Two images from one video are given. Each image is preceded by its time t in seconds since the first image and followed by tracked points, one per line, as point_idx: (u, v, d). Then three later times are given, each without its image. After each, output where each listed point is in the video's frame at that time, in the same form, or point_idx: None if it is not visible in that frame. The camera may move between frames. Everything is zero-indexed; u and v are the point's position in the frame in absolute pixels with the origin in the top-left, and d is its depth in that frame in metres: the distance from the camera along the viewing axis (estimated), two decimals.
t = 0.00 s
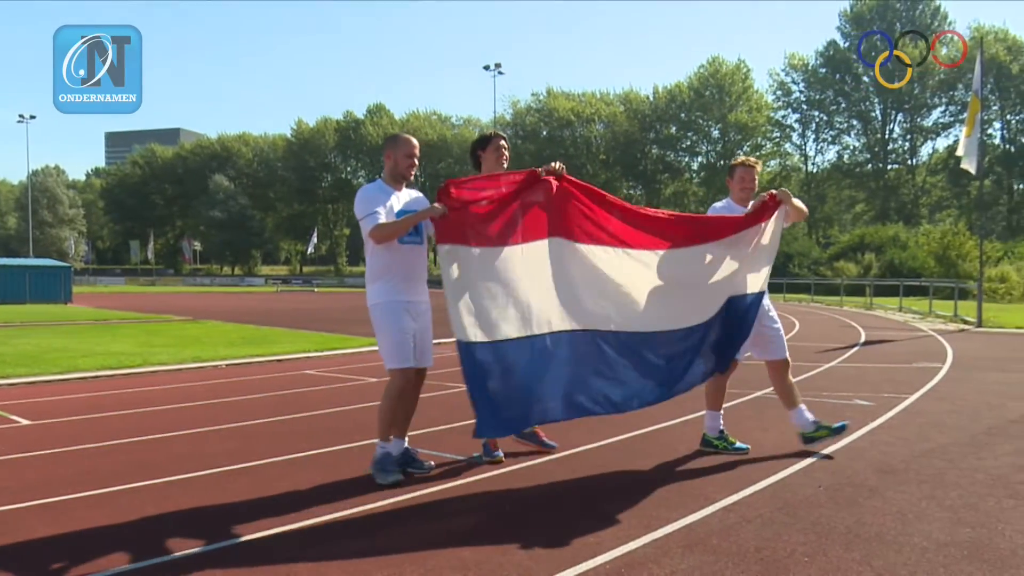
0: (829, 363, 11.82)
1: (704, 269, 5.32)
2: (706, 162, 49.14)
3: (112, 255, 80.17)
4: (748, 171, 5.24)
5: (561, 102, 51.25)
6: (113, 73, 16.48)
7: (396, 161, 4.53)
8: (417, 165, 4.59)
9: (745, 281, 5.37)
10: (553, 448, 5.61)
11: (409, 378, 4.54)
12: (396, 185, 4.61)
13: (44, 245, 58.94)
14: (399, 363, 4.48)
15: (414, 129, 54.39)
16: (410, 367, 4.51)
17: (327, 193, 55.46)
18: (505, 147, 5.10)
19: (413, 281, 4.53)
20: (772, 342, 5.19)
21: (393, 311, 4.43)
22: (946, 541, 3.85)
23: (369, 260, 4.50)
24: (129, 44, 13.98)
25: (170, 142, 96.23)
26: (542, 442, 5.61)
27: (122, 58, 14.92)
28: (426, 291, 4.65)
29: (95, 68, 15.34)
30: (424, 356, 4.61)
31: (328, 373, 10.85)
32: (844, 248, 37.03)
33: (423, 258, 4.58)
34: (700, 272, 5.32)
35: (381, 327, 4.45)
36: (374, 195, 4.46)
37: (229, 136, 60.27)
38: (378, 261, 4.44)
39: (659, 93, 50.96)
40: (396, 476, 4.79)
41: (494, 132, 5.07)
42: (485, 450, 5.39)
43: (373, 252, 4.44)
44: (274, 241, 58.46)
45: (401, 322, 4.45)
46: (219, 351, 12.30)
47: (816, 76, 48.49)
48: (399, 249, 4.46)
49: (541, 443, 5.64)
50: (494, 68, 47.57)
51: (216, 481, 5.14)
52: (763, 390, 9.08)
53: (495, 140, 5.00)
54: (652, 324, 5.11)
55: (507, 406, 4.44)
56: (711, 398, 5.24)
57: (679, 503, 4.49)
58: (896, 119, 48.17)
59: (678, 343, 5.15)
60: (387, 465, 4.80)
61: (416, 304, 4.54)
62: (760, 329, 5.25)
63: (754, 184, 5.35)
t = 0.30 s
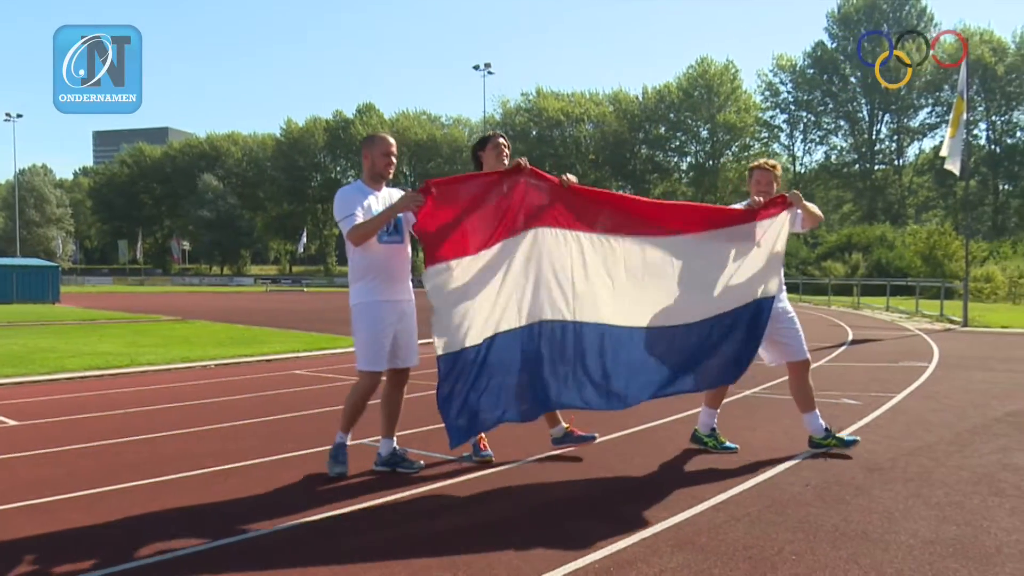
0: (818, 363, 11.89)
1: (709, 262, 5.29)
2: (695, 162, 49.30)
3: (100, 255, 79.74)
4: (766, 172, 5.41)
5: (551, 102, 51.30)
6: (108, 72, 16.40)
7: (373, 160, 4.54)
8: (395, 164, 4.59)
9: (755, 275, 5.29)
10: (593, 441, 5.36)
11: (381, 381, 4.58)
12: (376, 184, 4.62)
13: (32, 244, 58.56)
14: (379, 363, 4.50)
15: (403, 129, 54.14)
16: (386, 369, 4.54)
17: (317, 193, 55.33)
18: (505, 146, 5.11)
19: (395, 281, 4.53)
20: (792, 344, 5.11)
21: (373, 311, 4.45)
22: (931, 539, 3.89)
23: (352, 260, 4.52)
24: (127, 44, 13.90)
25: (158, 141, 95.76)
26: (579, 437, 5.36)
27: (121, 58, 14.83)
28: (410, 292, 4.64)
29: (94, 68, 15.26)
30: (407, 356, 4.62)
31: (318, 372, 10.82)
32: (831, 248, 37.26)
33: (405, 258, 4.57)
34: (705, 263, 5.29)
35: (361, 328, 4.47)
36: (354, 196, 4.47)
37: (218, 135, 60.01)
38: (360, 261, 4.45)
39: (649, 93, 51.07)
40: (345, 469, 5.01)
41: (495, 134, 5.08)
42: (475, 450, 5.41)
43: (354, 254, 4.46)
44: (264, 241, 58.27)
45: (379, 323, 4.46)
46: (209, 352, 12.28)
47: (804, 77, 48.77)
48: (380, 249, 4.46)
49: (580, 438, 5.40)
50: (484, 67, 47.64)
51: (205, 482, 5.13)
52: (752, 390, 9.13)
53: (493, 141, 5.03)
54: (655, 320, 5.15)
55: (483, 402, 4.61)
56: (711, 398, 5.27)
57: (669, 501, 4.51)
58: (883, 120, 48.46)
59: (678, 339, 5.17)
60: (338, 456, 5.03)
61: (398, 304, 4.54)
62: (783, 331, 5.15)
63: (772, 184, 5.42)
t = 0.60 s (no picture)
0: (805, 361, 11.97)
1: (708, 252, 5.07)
2: (683, 163, 49.56)
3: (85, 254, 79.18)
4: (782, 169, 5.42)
5: (539, 102, 51.38)
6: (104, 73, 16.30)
7: (348, 159, 4.53)
8: (370, 163, 4.57)
9: (773, 270, 5.01)
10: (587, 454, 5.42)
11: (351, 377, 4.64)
12: (353, 183, 4.61)
13: (17, 243, 58.03)
14: (352, 363, 4.53)
15: (392, 128, 54.10)
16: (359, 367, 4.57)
17: (305, 193, 55.18)
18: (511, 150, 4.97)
19: (371, 281, 4.53)
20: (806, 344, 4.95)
21: (349, 311, 4.46)
22: (916, 537, 3.93)
23: (329, 261, 4.53)
24: (129, 44, 13.85)
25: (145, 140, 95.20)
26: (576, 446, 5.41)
27: (121, 57, 14.71)
28: (389, 293, 4.64)
29: (94, 68, 15.12)
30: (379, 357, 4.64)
31: (306, 373, 10.81)
32: (818, 248, 37.49)
33: (382, 259, 4.56)
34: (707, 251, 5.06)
35: (335, 327, 4.48)
36: (333, 193, 4.48)
37: (206, 134, 59.73)
38: (336, 260, 4.46)
39: (637, 93, 51.20)
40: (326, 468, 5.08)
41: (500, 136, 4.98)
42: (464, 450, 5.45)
43: (331, 252, 4.46)
44: (252, 241, 58.00)
45: (354, 322, 4.47)
46: (198, 352, 12.23)
47: (791, 77, 49.08)
48: (357, 248, 4.46)
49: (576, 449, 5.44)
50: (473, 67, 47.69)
51: (194, 482, 5.12)
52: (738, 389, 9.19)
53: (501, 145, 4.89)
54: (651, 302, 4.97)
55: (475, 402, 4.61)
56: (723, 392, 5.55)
57: (658, 501, 4.54)
58: (869, 121, 48.79)
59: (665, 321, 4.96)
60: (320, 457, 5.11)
61: (373, 305, 4.53)
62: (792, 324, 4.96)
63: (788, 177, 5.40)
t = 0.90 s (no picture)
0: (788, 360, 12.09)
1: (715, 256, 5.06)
2: (669, 163, 49.80)
3: (69, 254, 78.53)
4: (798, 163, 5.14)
5: (526, 102, 51.52)
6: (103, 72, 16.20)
7: (323, 159, 4.54)
8: (346, 162, 4.58)
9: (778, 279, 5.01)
10: (575, 459, 5.46)
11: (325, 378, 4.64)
12: (330, 183, 4.62)
13: None
14: (326, 364, 4.55)
15: (379, 127, 54.00)
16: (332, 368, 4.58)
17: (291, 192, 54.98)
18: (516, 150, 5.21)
19: (347, 283, 4.54)
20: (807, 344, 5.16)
21: (323, 311, 4.47)
22: (899, 534, 3.98)
23: (305, 260, 4.53)
24: (130, 44, 13.72)
25: (130, 139, 94.56)
26: (563, 451, 5.47)
27: (122, 58, 14.58)
28: (365, 293, 4.66)
29: (94, 68, 14.97)
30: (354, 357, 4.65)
31: (294, 372, 10.79)
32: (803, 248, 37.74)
33: (357, 260, 4.56)
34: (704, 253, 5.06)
35: (307, 327, 4.49)
36: (310, 195, 4.47)
37: (191, 133, 59.36)
38: (312, 260, 4.47)
39: (623, 93, 51.35)
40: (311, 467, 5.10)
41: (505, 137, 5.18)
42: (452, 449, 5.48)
43: (308, 251, 4.47)
44: (238, 241, 57.65)
45: (328, 322, 4.48)
46: (185, 352, 12.19)
47: (775, 78, 49.33)
48: (333, 249, 4.47)
49: (564, 453, 5.49)
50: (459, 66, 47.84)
51: (182, 483, 5.11)
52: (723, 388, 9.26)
53: (505, 143, 5.12)
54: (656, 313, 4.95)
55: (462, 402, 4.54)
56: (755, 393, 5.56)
57: (644, 499, 4.59)
58: (853, 121, 49.17)
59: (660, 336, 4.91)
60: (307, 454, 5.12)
61: (349, 306, 4.54)
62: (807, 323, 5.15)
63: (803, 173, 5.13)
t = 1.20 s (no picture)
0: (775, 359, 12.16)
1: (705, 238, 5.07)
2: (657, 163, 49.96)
3: (54, 253, 77.95)
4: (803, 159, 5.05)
5: (515, 102, 51.63)
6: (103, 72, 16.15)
7: (304, 159, 4.53)
8: (328, 162, 4.58)
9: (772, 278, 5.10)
10: (564, 459, 5.47)
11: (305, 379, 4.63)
12: (313, 183, 4.61)
13: None
14: (311, 363, 4.53)
15: (367, 127, 53.92)
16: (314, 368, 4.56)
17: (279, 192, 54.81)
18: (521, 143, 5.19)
19: (332, 281, 4.53)
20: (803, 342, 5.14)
21: (307, 311, 4.47)
22: (885, 532, 4.02)
23: (288, 260, 4.52)
24: (130, 44, 13.64)
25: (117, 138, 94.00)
26: (552, 451, 5.47)
27: (122, 57, 14.49)
28: (350, 293, 4.65)
29: (94, 68, 14.86)
30: (337, 357, 4.64)
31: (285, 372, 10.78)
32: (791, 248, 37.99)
33: (340, 260, 4.56)
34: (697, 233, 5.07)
35: (290, 327, 4.47)
36: (294, 195, 4.45)
37: (179, 133, 59.05)
38: (295, 260, 4.46)
39: (611, 94, 51.50)
40: (299, 468, 5.08)
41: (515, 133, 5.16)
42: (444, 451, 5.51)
43: (291, 249, 4.46)
44: (226, 241, 57.41)
45: (312, 320, 4.47)
46: (174, 352, 12.13)
47: (761, 80, 49.53)
48: (318, 248, 4.47)
49: (552, 453, 5.50)
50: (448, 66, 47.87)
51: (171, 484, 5.09)
52: (710, 387, 9.31)
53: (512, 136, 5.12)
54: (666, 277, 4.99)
55: (443, 383, 4.54)
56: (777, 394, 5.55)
57: (631, 499, 4.61)
58: (839, 123, 49.54)
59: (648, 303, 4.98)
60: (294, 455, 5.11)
61: (332, 305, 4.53)
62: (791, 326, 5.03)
63: (808, 168, 5.06)
